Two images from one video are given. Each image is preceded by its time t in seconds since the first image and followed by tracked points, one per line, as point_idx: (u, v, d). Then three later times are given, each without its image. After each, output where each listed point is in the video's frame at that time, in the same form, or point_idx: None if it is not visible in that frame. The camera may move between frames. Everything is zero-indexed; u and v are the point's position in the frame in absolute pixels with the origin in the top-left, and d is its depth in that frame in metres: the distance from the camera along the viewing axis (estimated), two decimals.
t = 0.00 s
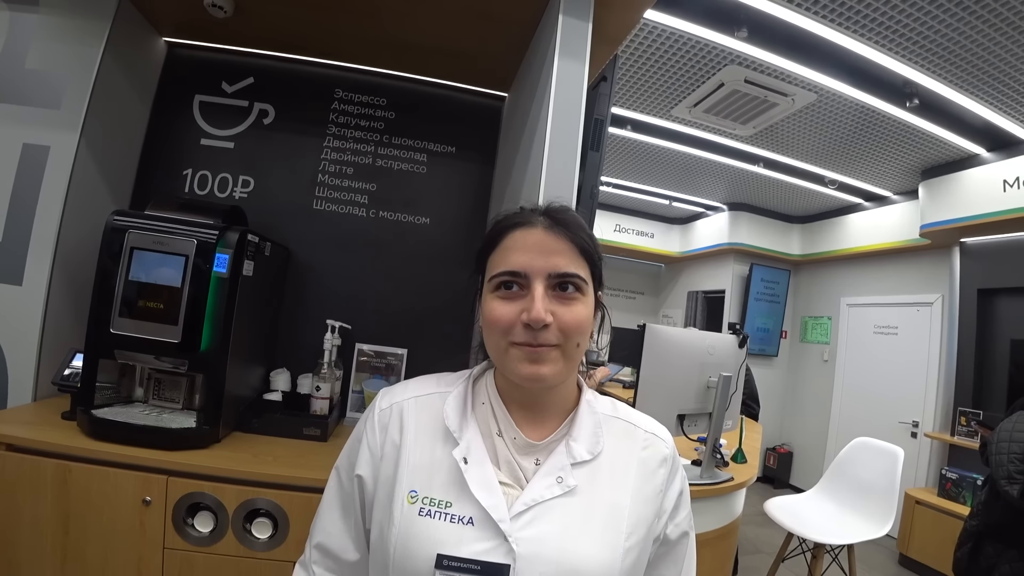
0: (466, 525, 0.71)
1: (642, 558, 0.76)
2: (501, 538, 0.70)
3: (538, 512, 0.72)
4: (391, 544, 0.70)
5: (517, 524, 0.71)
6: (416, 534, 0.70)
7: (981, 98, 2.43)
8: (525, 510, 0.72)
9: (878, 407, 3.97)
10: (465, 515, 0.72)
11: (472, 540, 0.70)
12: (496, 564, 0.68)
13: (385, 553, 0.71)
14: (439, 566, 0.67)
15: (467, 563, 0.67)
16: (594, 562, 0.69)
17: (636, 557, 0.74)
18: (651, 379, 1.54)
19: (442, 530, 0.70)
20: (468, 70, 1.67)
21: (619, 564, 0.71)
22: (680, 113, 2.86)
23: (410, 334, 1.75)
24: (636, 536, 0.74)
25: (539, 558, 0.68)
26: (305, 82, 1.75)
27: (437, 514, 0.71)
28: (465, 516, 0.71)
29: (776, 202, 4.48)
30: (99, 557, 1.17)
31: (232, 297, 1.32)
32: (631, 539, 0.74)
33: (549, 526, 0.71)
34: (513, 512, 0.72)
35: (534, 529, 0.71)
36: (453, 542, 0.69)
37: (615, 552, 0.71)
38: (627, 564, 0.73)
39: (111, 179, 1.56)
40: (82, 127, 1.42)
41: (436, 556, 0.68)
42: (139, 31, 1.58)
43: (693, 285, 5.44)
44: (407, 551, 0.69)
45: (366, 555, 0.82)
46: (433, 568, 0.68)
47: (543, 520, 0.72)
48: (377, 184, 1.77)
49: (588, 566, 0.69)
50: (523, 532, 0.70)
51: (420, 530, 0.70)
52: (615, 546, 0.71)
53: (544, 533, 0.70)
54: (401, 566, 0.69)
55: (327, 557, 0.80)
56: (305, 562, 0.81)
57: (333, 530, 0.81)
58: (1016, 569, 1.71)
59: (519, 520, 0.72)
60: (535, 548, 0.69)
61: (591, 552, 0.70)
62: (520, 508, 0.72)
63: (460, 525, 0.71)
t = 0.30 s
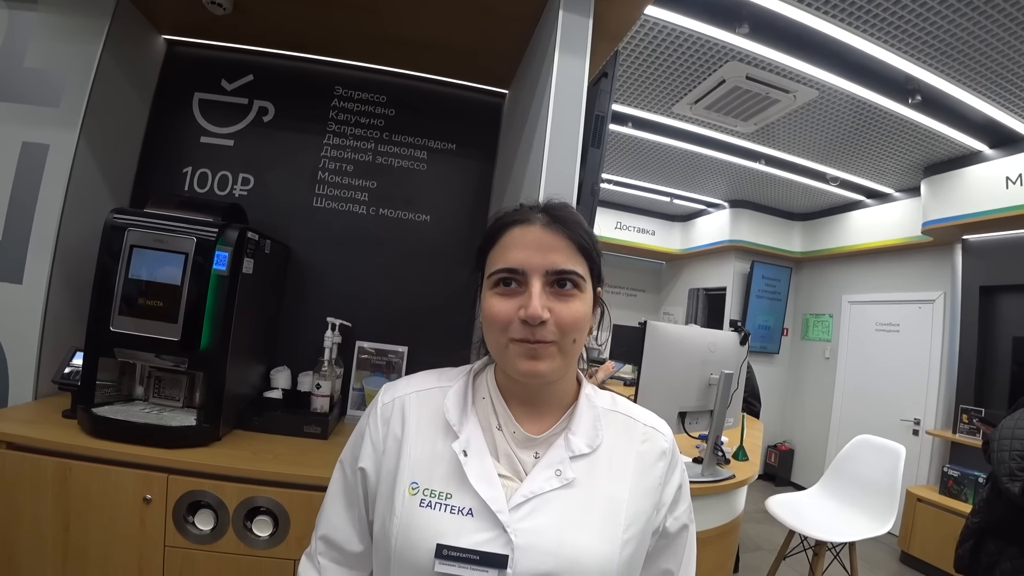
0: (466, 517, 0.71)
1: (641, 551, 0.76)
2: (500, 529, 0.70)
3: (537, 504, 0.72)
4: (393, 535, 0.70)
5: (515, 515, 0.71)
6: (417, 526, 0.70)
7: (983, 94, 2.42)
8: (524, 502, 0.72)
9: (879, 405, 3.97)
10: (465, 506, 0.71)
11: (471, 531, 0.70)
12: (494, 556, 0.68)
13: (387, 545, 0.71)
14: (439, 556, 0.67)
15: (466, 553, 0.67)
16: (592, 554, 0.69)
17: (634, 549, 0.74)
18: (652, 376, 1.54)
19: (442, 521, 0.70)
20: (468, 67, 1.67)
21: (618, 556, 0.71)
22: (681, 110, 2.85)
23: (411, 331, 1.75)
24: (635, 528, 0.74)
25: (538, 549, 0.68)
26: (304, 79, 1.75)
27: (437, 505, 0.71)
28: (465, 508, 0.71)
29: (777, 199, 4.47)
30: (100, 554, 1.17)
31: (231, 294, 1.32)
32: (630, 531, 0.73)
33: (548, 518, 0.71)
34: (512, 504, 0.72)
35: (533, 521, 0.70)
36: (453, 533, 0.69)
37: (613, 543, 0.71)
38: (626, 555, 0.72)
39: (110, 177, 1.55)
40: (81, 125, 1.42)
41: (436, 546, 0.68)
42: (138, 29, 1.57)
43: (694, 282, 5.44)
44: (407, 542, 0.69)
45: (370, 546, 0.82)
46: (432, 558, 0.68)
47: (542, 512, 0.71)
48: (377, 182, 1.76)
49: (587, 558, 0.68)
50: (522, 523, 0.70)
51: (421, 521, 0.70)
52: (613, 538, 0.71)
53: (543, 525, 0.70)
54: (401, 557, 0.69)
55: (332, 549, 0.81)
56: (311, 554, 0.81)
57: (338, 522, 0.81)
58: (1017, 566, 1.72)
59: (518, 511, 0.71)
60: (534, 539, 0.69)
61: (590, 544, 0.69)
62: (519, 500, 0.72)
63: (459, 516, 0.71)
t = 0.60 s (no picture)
0: (466, 506, 0.71)
1: (640, 541, 0.76)
2: (500, 518, 0.70)
3: (537, 493, 0.72)
4: (394, 524, 0.70)
5: (515, 504, 0.71)
6: (418, 514, 0.70)
7: (985, 88, 2.40)
8: (524, 492, 0.72)
9: (880, 401, 3.96)
10: (465, 495, 0.71)
11: (472, 520, 0.70)
12: (494, 544, 0.67)
13: (389, 533, 0.71)
14: (440, 544, 0.68)
15: (467, 541, 0.67)
16: (592, 543, 0.69)
17: (634, 539, 0.73)
18: (652, 371, 1.54)
19: (443, 510, 0.70)
20: (467, 62, 1.66)
21: (618, 546, 0.71)
22: (682, 105, 2.84)
23: (411, 327, 1.75)
24: (634, 518, 0.74)
25: (538, 537, 0.68)
26: (303, 75, 1.74)
27: (438, 495, 0.71)
28: (465, 497, 0.71)
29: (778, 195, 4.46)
30: (102, 549, 1.17)
31: (231, 290, 1.32)
32: (629, 521, 0.73)
33: (548, 508, 0.71)
34: (512, 493, 0.72)
35: (533, 510, 0.70)
36: (454, 521, 0.69)
37: (613, 533, 0.71)
38: (626, 545, 0.72)
39: (109, 174, 1.55)
40: (80, 122, 1.41)
41: (437, 535, 0.68)
42: (136, 24, 1.57)
43: (695, 279, 5.43)
44: (408, 531, 0.69)
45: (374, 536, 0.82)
46: (433, 546, 0.68)
47: (542, 501, 0.71)
48: (376, 177, 1.76)
49: (587, 547, 0.68)
50: (522, 513, 0.70)
51: (422, 510, 0.70)
52: (613, 528, 0.71)
53: (543, 514, 0.70)
54: (403, 545, 0.69)
55: (336, 538, 0.81)
56: (315, 543, 0.82)
57: (341, 512, 0.81)
58: (1016, 562, 1.70)
59: (518, 501, 0.71)
60: (533, 528, 0.69)
61: (590, 533, 0.69)
62: (518, 490, 0.72)
63: (460, 505, 0.71)
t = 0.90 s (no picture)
0: (474, 500, 0.71)
1: (645, 534, 0.76)
2: (507, 513, 0.70)
3: (544, 487, 0.72)
4: (402, 516, 0.71)
5: (522, 499, 0.71)
6: (426, 508, 0.70)
7: (986, 85, 2.40)
8: (530, 486, 0.72)
9: (880, 398, 3.97)
10: (472, 490, 0.72)
11: (479, 514, 0.70)
12: (502, 538, 0.68)
13: (397, 526, 0.72)
14: (448, 538, 0.68)
15: (474, 535, 0.68)
16: (599, 537, 0.69)
17: (639, 532, 0.74)
18: (652, 366, 1.54)
19: (451, 504, 0.70)
20: (468, 57, 1.66)
21: (624, 540, 0.71)
22: (683, 101, 2.83)
23: (411, 323, 1.75)
24: (639, 511, 0.74)
25: (546, 531, 0.69)
26: (303, 70, 1.74)
27: (446, 488, 0.72)
28: (473, 491, 0.71)
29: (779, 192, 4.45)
30: (103, 543, 1.17)
31: (231, 286, 1.32)
32: (635, 515, 0.74)
33: (555, 502, 0.71)
34: (519, 488, 0.72)
35: (540, 505, 0.70)
36: (461, 516, 0.69)
37: (620, 527, 0.71)
38: (632, 538, 0.72)
39: (109, 169, 1.55)
40: (80, 117, 1.41)
41: (444, 529, 0.68)
42: (135, 20, 1.56)
43: (695, 275, 5.43)
44: (416, 524, 0.70)
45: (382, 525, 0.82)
46: (441, 540, 0.68)
47: (549, 495, 0.71)
48: (376, 173, 1.75)
49: (594, 541, 0.69)
50: (529, 507, 0.70)
51: (430, 503, 0.70)
52: (619, 521, 0.71)
53: (550, 508, 0.70)
54: (410, 538, 0.69)
55: (344, 528, 0.81)
56: (322, 532, 0.82)
57: (348, 502, 0.81)
58: (1014, 558, 1.70)
59: (524, 495, 0.71)
60: (541, 522, 0.69)
61: (597, 527, 0.70)
62: (525, 484, 0.72)
63: (467, 499, 0.71)
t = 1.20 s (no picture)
0: (485, 493, 0.71)
1: (647, 516, 0.78)
2: (518, 506, 0.71)
3: (555, 478, 0.73)
4: (413, 507, 0.71)
5: (533, 491, 0.72)
6: (438, 499, 0.71)
7: (984, 80, 2.40)
8: (541, 477, 0.72)
9: (877, 393, 3.98)
10: (484, 482, 0.72)
11: (489, 507, 0.71)
12: (513, 532, 0.69)
13: (408, 515, 0.73)
14: (460, 531, 0.69)
15: (486, 529, 0.69)
16: (608, 529, 0.71)
17: (642, 517, 0.76)
18: (649, 361, 1.55)
19: (462, 496, 0.71)
20: (465, 53, 1.66)
21: (630, 527, 0.73)
22: (680, 97, 2.83)
23: (410, 319, 1.75)
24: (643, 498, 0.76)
25: (556, 523, 0.70)
26: (300, 66, 1.73)
27: (458, 481, 0.72)
28: (484, 484, 0.72)
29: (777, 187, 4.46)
30: (103, 538, 1.18)
31: (230, 282, 1.32)
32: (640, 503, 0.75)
33: (565, 494, 0.72)
34: (530, 480, 0.72)
35: (550, 497, 0.71)
36: (472, 509, 0.70)
37: (626, 516, 0.73)
38: (636, 525, 0.74)
39: (106, 166, 1.55)
40: (76, 114, 1.41)
41: (456, 522, 0.69)
42: (131, 16, 1.55)
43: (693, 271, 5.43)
44: (427, 515, 0.70)
45: (392, 508, 0.84)
46: (452, 532, 0.69)
47: (560, 487, 0.72)
48: (374, 169, 1.75)
49: (601, 531, 0.70)
50: (540, 499, 0.71)
51: (442, 496, 0.71)
52: (626, 511, 0.73)
53: (560, 500, 0.71)
54: (422, 528, 0.70)
55: (355, 510, 0.82)
56: (332, 515, 0.82)
57: (358, 483, 0.81)
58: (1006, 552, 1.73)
59: (536, 487, 0.72)
60: (551, 514, 0.70)
61: (604, 518, 0.71)
62: (536, 476, 0.72)
63: (479, 492, 0.71)
